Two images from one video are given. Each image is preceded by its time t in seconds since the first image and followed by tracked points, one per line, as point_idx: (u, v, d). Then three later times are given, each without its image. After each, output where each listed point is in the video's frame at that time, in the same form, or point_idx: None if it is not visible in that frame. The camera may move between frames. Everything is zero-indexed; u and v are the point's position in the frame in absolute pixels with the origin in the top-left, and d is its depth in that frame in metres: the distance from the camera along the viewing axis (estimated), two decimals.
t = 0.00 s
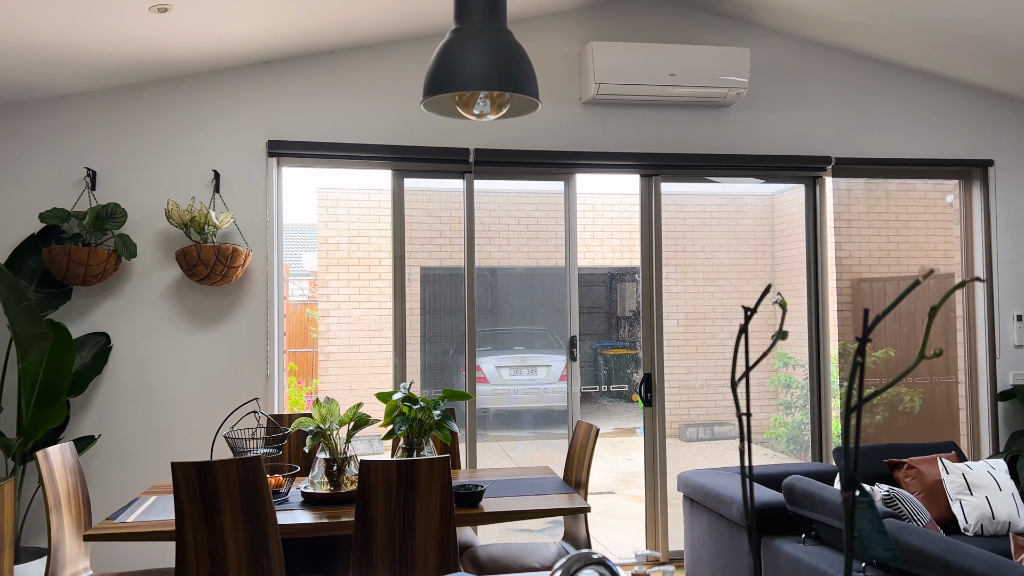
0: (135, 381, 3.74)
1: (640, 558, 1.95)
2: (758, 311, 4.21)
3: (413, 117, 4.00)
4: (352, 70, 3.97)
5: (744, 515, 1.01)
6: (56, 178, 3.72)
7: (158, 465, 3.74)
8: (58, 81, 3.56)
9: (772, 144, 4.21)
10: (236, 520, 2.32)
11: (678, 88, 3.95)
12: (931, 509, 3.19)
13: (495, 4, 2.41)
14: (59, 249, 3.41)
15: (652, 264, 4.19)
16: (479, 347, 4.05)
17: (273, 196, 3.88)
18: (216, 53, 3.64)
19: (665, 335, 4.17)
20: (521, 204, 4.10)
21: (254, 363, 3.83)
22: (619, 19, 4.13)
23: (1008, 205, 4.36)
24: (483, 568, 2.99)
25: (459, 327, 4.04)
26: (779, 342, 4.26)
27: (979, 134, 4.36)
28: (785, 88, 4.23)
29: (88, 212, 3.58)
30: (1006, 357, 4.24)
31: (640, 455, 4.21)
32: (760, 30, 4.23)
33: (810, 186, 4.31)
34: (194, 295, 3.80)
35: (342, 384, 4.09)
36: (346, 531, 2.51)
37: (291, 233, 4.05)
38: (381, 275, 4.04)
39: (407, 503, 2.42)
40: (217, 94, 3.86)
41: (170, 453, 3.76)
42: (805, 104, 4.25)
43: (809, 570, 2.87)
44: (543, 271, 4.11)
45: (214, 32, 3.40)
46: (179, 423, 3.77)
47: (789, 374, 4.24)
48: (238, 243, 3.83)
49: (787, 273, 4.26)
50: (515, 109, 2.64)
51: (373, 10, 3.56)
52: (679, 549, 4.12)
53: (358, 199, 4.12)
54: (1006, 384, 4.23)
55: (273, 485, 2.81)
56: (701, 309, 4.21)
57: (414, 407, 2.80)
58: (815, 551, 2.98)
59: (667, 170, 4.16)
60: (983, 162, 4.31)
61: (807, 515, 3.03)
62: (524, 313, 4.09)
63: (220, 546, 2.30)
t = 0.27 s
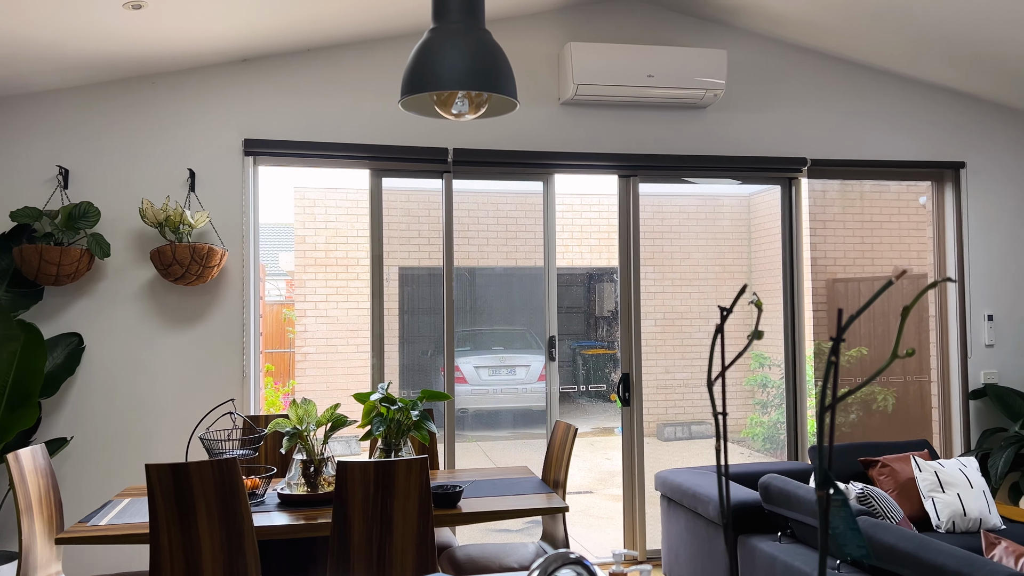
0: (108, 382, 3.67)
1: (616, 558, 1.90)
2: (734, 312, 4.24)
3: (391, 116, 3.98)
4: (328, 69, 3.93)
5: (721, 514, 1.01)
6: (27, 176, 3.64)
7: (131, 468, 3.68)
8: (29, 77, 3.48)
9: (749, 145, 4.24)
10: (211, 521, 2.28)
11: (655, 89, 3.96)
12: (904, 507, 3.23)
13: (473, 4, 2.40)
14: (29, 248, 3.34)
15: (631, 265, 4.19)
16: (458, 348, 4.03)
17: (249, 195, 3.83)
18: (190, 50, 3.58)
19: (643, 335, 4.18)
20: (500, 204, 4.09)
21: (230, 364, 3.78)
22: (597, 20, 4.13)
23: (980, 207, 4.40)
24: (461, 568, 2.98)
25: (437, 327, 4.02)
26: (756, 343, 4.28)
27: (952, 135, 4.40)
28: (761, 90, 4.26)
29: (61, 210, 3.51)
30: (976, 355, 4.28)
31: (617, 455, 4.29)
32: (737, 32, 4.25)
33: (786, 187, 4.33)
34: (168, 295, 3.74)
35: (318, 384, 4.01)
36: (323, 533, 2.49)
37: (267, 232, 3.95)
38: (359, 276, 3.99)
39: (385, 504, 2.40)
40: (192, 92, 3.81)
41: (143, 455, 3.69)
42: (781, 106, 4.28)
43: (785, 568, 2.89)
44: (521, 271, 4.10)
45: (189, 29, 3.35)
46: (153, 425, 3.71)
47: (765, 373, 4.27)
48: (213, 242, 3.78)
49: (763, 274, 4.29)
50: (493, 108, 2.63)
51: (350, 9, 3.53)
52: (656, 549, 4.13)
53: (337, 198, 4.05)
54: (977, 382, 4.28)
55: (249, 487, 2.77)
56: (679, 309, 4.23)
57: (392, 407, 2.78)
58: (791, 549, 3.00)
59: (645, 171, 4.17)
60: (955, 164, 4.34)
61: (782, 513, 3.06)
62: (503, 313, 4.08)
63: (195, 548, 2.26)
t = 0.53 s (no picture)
0: (80, 385, 3.61)
1: (594, 557, 1.83)
2: (711, 312, 4.26)
3: (368, 115, 3.95)
4: (304, 67, 3.89)
5: (698, 514, 1.01)
6: None
7: (104, 471, 3.61)
8: None
9: (726, 146, 4.26)
10: (186, 524, 2.24)
11: (633, 90, 3.98)
12: (878, 505, 3.27)
13: (452, 4, 2.39)
14: None
15: (609, 266, 4.21)
16: (437, 348, 4.01)
17: (225, 195, 3.78)
18: (165, 48, 3.53)
19: (621, 335, 4.19)
20: (478, 204, 4.08)
21: (205, 366, 3.73)
22: (575, 21, 4.14)
23: (953, 208, 4.45)
24: (439, 569, 2.96)
25: (416, 328, 3.99)
26: (733, 342, 4.31)
27: (925, 138, 4.46)
28: (738, 93, 4.29)
29: (32, 209, 3.43)
30: (949, 355, 4.35)
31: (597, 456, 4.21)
32: (714, 34, 4.28)
33: (762, 188, 4.36)
34: (142, 296, 3.68)
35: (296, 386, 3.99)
36: (300, 535, 2.46)
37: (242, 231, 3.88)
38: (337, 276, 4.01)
39: (362, 506, 2.37)
40: (166, 90, 3.75)
41: (116, 458, 3.63)
42: (758, 108, 4.31)
43: (761, 566, 2.90)
44: (500, 272, 4.10)
45: (163, 27, 3.30)
46: (126, 427, 3.65)
47: (741, 373, 4.30)
48: (189, 242, 3.72)
49: (740, 275, 4.32)
50: (471, 109, 2.62)
51: (327, 7, 3.49)
52: (634, 548, 4.14)
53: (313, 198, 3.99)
54: (949, 381, 4.33)
55: (224, 489, 2.72)
56: (657, 309, 4.24)
57: (370, 408, 2.76)
58: (767, 547, 3.02)
59: (623, 172, 4.18)
60: (928, 166, 4.39)
61: (759, 512, 3.08)
62: (481, 314, 4.07)
63: (169, 551, 2.22)
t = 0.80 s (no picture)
0: (52, 387, 3.53)
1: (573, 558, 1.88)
2: (688, 312, 4.28)
3: (346, 114, 3.92)
4: (281, 65, 3.85)
5: (676, 514, 1.01)
6: None
7: (76, 475, 3.55)
8: None
9: (703, 148, 4.29)
10: (161, 528, 2.20)
11: (611, 91, 3.98)
12: (853, 503, 3.31)
13: (431, 3, 2.37)
14: None
15: (588, 266, 4.21)
16: (415, 349, 3.99)
17: (200, 194, 3.73)
18: (138, 45, 3.46)
19: (599, 335, 4.19)
20: (457, 204, 4.06)
21: (181, 367, 3.67)
22: (554, 21, 4.13)
23: (926, 210, 4.52)
24: (417, 570, 2.94)
25: (394, 328, 3.97)
26: (711, 342, 4.33)
27: (899, 140, 4.52)
28: (715, 94, 4.32)
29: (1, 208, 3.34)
30: (922, 354, 4.41)
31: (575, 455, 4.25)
32: (692, 36, 4.30)
33: (739, 189, 4.39)
34: (116, 296, 3.61)
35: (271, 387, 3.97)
36: (277, 536, 2.42)
37: (219, 230, 3.86)
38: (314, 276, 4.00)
39: (340, 507, 2.35)
40: (140, 88, 3.68)
41: (88, 462, 3.56)
42: (735, 109, 4.34)
43: (738, 564, 2.92)
44: (479, 272, 4.08)
45: (137, 24, 3.24)
46: (99, 430, 3.58)
47: (718, 372, 4.32)
48: (163, 242, 3.67)
49: (717, 275, 4.34)
50: (450, 108, 2.61)
51: (305, 5, 3.46)
52: (612, 547, 4.15)
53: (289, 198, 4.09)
54: (922, 380, 4.40)
55: (200, 491, 2.68)
56: (635, 309, 4.26)
57: (348, 409, 2.71)
58: (743, 545, 3.04)
59: (601, 172, 4.19)
60: (902, 168, 4.45)
61: (736, 511, 3.09)
62: (460, 314, 4.05)
63: (143, 555, 2.18)
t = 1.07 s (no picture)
0: (22, 389, 3.46)
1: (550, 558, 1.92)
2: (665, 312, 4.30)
3: (322, 113, 3.88)
4: (256, 63, 3.80)
5: (652, 513, 0.99)
6: None
7: (46, 478, 3.48)
8: None
9: (680, 149, 4.31)
10: (135, 532, 2.16)
11: (589, 92, 3.99)
12: (827, 501, 3.35)
13: (408, 2, 2.35)
14: None
15: (566, 266, 4.21)
16: (393, 349, 3.96)
17: (175, 193, 3.68)
18: (110, 42, 3.40)
19: (578, 336, 4.19)
20: (435, 204, 4.04)
21: (154, 368, 3.61)
22: (532, 22, 4.13)
23: (900, 211, 4.58)
24: (395, 571, 2.92)
25: (372, 329, 3.93)
26: (687, 342, 4.35)
27: (873, 143, 4.57)
28: (692, 96, 4.34)
29: None
30: (895, 354, 4.47)
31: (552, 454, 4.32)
32: (670, 38, 4.32)
33: (715, 190, 4.42)
34: (87, 296, 3.54)
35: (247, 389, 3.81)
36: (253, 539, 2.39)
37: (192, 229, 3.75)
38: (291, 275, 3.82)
39: (316, 509, 2.32)
40: (112, 85, 3.62)
41: (59, 465, 3.49)
42: (711, 111, 4.36)
43: (714, 564, 2.93)
44: (457, 272, 4.07)
45: (108, 21, 3.18)
46: (71, 432, 3.51)
47: (695, 372, 4.35)
48: (137, 241, 3.61)
49: (694, 276, 4.37)
50: (428, 108, 2.59)
51: (280, 3, 3.42)
52: (589, 547, 4.15)
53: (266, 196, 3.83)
54: (895, 380, 4.47)
55: (174, 493, 2.64)
56: (612, 309, 4.27)
57: (324, 410, 2.69)
58: (719, 544, 3.06)
59: (579, 173, 4.18)
60: (875, 170, 4.52)
61: (712, 510, 3.11)
62: (438, 314, 4.03)
63: (116, 560, 2.14)
